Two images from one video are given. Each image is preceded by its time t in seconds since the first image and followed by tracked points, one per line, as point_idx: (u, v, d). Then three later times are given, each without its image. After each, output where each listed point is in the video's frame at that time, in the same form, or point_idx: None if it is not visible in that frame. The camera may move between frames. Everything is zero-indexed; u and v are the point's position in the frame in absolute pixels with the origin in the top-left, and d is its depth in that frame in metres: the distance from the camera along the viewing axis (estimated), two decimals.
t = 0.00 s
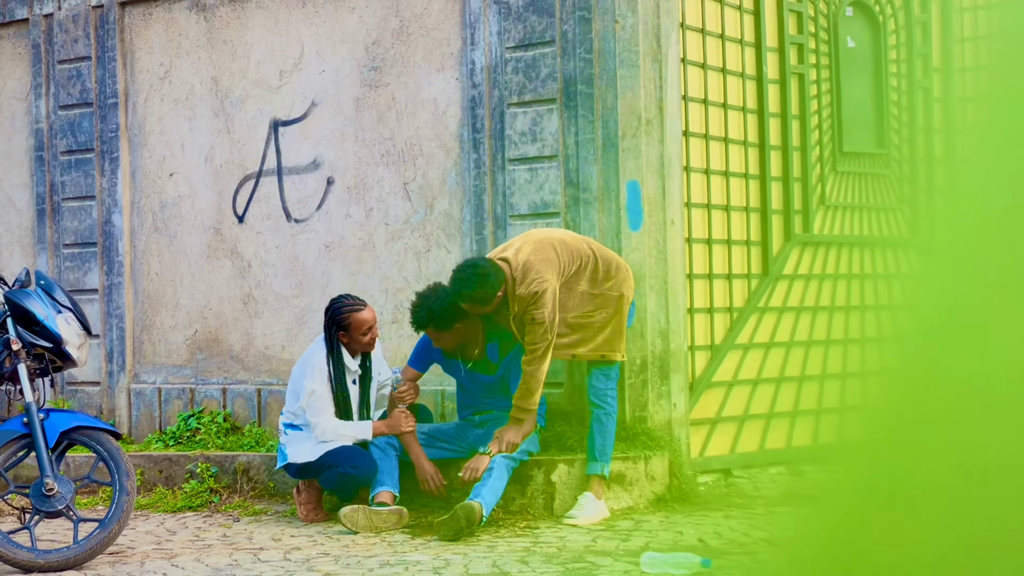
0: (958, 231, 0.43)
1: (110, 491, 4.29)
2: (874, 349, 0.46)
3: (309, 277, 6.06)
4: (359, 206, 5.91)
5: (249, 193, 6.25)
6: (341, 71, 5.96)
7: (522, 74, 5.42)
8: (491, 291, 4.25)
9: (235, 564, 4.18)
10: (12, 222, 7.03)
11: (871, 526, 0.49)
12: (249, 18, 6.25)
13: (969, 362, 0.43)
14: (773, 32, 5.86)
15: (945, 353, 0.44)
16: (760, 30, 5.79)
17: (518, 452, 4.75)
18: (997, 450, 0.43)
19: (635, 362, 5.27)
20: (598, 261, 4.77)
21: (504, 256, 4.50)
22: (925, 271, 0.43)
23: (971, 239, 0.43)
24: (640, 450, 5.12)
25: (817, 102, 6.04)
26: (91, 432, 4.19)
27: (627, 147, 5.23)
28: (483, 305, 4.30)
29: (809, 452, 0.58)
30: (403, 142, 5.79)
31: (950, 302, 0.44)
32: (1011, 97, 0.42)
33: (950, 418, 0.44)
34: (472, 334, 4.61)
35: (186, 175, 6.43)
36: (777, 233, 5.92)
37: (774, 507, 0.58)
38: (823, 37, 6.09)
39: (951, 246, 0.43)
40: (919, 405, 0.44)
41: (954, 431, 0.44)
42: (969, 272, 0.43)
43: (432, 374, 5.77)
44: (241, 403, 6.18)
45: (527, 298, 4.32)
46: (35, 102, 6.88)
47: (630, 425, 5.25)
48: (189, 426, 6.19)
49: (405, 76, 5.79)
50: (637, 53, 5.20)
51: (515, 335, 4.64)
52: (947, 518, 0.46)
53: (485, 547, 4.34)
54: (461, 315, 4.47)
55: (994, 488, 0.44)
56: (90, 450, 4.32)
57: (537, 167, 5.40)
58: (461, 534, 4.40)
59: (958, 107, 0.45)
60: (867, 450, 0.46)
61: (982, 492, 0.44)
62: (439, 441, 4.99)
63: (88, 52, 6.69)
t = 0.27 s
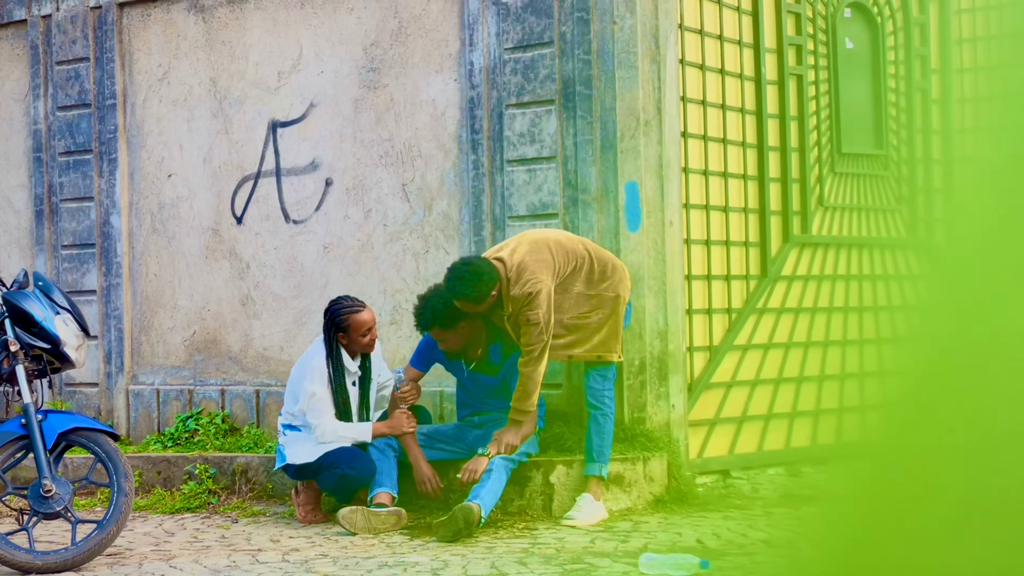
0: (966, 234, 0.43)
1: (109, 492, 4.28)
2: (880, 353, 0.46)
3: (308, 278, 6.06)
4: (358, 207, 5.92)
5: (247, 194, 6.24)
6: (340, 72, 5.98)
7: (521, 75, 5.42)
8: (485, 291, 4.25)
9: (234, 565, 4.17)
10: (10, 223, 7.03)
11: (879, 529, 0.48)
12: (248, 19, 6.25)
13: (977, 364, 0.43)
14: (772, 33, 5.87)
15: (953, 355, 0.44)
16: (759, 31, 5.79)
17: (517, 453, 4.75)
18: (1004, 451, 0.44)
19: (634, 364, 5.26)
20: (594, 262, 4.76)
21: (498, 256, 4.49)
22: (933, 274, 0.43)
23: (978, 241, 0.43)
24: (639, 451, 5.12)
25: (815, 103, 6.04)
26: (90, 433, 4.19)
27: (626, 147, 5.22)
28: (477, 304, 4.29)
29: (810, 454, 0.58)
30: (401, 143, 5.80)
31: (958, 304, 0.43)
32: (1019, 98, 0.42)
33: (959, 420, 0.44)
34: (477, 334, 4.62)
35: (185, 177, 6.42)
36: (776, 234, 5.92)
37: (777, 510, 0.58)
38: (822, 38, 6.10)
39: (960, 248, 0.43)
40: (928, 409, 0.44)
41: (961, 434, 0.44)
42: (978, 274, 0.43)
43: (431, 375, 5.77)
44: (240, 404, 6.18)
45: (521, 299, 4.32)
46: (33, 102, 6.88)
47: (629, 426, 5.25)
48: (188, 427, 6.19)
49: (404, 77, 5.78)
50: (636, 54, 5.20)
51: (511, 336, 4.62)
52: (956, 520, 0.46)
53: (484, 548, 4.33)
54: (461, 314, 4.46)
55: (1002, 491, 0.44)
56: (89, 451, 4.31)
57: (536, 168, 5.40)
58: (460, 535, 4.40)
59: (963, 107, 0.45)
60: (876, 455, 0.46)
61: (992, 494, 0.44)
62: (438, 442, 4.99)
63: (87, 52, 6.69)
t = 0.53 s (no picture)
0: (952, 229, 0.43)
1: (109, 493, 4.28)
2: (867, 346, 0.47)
3: (308, 279, 6.07)
4: (357, 208, 5.92)
5: (247, 195, 6.25)
6: (339, 74, 5.99)
7: (520, 75, 5.42)
8: (481, 293, 4.25)
9: (234, 566, 4.17)
10: (9, 224, 7.02)
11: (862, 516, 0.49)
12: (248, 20, 6.26)
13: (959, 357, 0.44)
14: (770, 34, 5.88)
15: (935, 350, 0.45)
16: (757, 32, 5.80)
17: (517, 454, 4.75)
18: (982, 443, 0.44)
19: (633, 364, 5.26)
20: (590, 262, 4.77)
21: (495, 257, 4.48)
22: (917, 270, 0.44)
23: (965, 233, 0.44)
24: (638, 451, 5.13)
25: (814, 104, 6.05)
26: (89, 434, 4.19)
27: (625, 148, 5.23)
28: (472, 306, 4.29)
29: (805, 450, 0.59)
30: (400, 144, 5.80)
31: (943, 297, 0.44)
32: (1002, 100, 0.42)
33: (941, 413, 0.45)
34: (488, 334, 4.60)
35: (184, 178, 6.42)
36: (775, 235, 5.92)
37: (771, 508, 0.59)
38: (821, 39, 6.10)
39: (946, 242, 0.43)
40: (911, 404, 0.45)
41: (946, 427, 0.45)
42: (962, 269, 0.44)
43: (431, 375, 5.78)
44: (240, 405, 6.18)
45: (517, 300, 4.32)
46: (33, 103, 6.87)
47: (628, 427, 5.25)
48: (187, 428, 6.19)
49: (404, 78, 5.77)
50: (635, 55, 5.20)
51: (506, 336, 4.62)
52: (938, 509, 0.47)
53: (484, 549, 4.34)
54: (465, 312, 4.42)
55: (980, 479, 0.45)
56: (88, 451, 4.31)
57: (535, 169, 5.40)
58: (459, 535, 4.40)
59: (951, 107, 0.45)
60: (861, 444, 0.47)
61: (972, 480, 0.45)
62: (438, 441, 4.99)
63: (86, 53, 6.69)
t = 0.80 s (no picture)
0: (957, 236, 0.43)
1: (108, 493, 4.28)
2: (870, 351, 0.47)
3: (307, 280, 6.06)
4: (357, 208, 5.91)
5: (246, 196, 6.24)
6: (338, 74, 5.98)
7: (519, 76, 5.43)
8: (485, 296, 4.27)
9: (233, 566, 4.17)
10: (8, 224, 7.02)
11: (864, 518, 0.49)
12: (247, 21, 6.25)
13: (964, 362, 0.44)
14: (769, 34, 5.88)
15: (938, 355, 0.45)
16: (757, 33, 5.81)
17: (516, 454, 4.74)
18: (986, 447, 0.44)
19: (632, 365, 5.27)
20: (594, 264, 4.78)
21: (499, 259, 4.49)
22: (921, 275, 0.44)
23: (970, 237, 0.43)
24: (638, 452, 5.13)
25: (813, 104, 6.06)
26: (88, 434, 4.19)
27: (624, 148, 5.23)
28: (476, 309, 4.31)
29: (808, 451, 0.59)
30: (399, 145, 5.80)
31: (949, 306, 0.44)
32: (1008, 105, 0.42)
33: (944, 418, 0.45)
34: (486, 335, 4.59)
35: (184, 178, 6.41)
36: (774, 235, 5.93)
37: (772, 509, 0.59)
38: (820, 39, 6.10)
39: (951, 247, 0.43)
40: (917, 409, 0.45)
41: (951, 434, 0.45)
42: (969, 277, 0.44)
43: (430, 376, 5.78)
44: (239, 405, 6.18)
45: (524, 302, 4.32)
46: (32, 104, 6.87)
47: (627, 427, 5.25)
48: (186, 429, 6.18)
49: (403, 78, 5.79)
50: (634, 55, 5.20)
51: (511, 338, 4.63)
52: (941, 513, 0.46)
53: (483, 550, 4.34)
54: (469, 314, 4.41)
55: (985, 483, 0.45)
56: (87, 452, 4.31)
57: (534, 170, 5.40)
58: (459, 536, 4.40)
59: (956, 110, 0.45)
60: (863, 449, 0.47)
61: (976, 484, 0.45)
62: (438, 442, 4.98)
63: (85, 54, 6.69)
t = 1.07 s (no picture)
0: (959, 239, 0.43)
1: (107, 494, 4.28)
2: (871, 349, 0.47)
3: (306, 280, 6.06)
4: (356, 209, 5.92)
5: (245, 196, 6.24)
6: (337, 74, 5.97)
7: (519, 76, 5.42)
8: (487, 299, 4.27)
9: (233, 567, 4.17)
10: (8, 224, 7.03)
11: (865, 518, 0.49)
12: (247, 21, 6.22)
13: (963, 359, 0.44)
14: (769, 34, 5.88)
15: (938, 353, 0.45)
16: (756, 33, 5.82)
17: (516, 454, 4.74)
18: (985, 444, 0.44)
19: (632, 365, 5.26)
20: (596, 264, 4.77)
21: (502, 261, 4.49)
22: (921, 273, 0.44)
23: (968, 235, 0.44)
24: (637, 452, 5.13)
25: (813, 104, 6.05)
26: (87, 435, 4.19)
27: (623, 149, 5.23)
28: (478, 312, 4.31)
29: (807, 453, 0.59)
30: (400, 145, 5.76)
31: (951, 309, 0.44)
32: (1008, 104, 0.42)
33: (943, 416, 0.44)
34: (477, 336, 4.59)
35: (183, 179, 6.41)
36: (774, 235, 5.94)
37: (772, 509, 0.59)
38: (820, 39, 6.10)
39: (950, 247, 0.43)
40: (915, 411, 0.45)
41: (950, 439, 0.45)
42: (969, 285, 0.44)
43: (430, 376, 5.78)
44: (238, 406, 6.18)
45: (527, 303, 4.32)
46: (32, 104, 6.88)
47: (627, 427, 5.25)
48: (186, 429, 6.19)
49: (403, 78, 5.76)
50: (633, 56, 5.19)
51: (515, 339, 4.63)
52: (940, 512, 0.46)
53: (482, 550, 4.34)
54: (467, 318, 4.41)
55: (985, 481, 0.45)
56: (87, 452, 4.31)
57: (534, 170, 5.38)
58: (459, 536, 4.40)
59: (956, 109, 0.45)
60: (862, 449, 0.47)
61: (974, 482, 0.45)
62: (437, 443, 4.99)
63: (85, 54, 6.71)
